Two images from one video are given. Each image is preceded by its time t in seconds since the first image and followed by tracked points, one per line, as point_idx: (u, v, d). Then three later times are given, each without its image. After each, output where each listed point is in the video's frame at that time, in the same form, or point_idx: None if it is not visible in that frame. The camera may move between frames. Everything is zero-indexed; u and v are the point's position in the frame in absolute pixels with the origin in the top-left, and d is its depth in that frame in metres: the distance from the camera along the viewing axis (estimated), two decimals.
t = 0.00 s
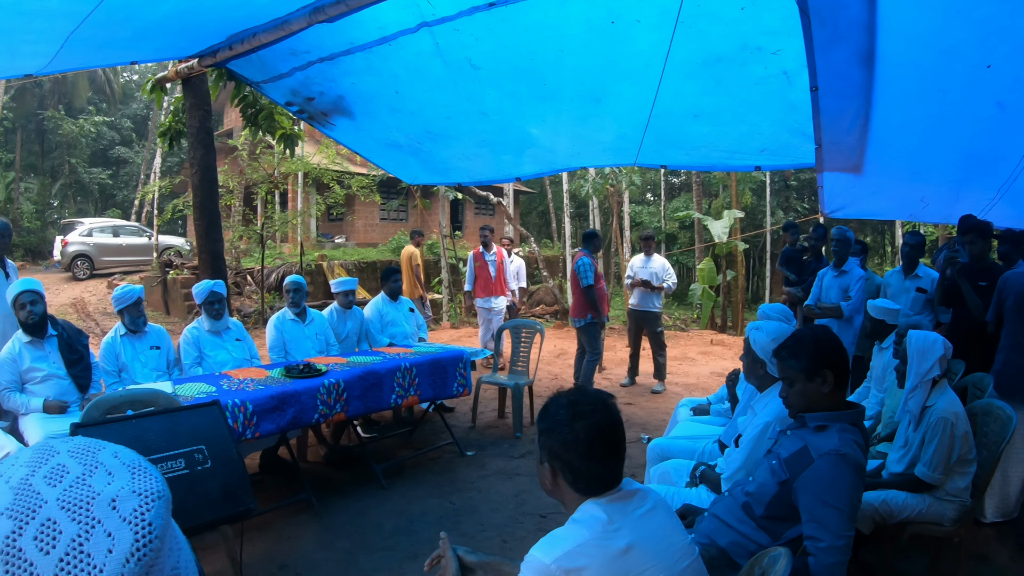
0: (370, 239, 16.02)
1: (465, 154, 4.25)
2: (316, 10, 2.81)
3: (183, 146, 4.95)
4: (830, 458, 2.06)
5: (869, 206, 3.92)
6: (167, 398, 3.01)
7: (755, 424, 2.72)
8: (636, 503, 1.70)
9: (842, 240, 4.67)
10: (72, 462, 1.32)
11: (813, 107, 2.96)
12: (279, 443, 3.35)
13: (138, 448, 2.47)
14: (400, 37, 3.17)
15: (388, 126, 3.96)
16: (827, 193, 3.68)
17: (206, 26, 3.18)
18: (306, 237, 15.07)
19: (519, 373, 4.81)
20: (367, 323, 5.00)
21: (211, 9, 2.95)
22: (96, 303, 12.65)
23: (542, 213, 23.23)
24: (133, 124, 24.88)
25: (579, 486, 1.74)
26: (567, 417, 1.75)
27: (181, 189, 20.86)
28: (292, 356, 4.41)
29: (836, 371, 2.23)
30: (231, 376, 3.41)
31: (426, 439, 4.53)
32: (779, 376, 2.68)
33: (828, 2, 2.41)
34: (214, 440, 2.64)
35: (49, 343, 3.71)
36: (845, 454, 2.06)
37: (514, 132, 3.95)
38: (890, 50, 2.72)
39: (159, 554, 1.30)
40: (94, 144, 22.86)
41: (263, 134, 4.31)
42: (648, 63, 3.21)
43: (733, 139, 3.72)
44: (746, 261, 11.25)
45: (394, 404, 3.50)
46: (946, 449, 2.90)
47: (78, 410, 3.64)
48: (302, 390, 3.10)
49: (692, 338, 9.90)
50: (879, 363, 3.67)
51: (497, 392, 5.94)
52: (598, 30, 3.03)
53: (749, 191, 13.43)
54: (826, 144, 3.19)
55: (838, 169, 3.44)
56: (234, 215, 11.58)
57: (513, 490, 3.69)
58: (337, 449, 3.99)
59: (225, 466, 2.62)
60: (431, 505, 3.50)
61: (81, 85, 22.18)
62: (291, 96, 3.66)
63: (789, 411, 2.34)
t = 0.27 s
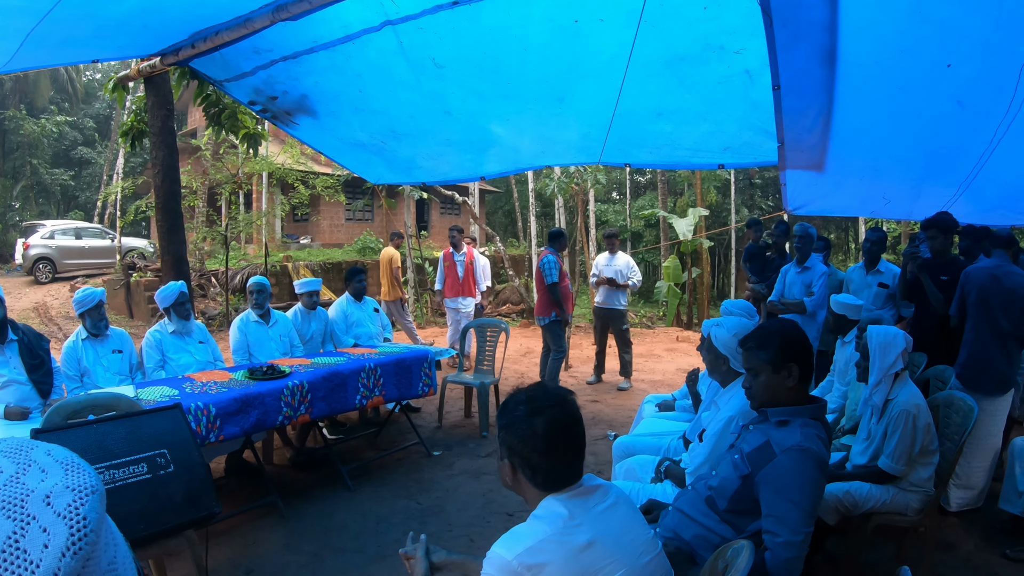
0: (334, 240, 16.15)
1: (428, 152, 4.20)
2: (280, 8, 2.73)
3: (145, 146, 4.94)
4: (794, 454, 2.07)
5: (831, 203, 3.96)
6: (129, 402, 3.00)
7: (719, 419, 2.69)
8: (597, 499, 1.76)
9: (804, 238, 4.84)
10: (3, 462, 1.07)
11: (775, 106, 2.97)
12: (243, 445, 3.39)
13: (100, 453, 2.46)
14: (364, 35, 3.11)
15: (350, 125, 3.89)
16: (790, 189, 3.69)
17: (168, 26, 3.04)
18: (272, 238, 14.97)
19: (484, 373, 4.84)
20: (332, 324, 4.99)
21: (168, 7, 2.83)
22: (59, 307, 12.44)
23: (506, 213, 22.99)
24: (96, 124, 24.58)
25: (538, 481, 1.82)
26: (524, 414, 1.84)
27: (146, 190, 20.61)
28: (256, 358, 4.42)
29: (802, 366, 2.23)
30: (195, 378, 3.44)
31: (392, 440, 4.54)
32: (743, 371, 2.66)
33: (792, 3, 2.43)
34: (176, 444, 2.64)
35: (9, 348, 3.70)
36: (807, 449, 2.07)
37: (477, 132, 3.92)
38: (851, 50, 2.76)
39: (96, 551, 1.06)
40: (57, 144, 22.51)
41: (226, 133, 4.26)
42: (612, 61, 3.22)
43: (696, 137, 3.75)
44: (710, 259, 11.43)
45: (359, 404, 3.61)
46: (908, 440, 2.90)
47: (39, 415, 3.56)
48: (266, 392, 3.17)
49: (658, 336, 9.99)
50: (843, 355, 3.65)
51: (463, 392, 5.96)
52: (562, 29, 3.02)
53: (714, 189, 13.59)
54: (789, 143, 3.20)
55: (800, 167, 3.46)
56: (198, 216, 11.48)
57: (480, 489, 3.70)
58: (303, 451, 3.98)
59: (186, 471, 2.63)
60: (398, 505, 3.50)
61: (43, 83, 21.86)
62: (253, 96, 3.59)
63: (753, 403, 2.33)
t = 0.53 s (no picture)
0: (307, 240, 16.06)
1: (401, 151, 4.18)
2: (252, 6, 2.70)
3: (116, 145, 4.93)
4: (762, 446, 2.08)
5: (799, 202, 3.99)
6: (100, 406, 2.96)
7: (691, 416, 2.69)
8: (567, 498, 1.76)
9: (776, 236, 4.78)
10: None
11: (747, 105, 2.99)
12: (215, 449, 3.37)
13: (71, 457, 2.45)
14: (336, 35, 3.09)
15: (322, 124, 3.85)
16: (761, 189, 3.71)
17: (136, 22, 2.99)
18: (243, 238, 14.85)
19: (457, 373, 4.84)
20: (304, 324, 5.01)
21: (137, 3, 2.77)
22: (28, 309, 12.28)
23: (481, 212, 22.83)
24: (67, 123, 24.31)
25: (504, 481, 1.82)
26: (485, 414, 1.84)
27: (117, 190, 20.40)
28: (228, 360, 4.39)
29: (782, 361, 2.25)
30: (166, 381, 3.42)
31: (365, 440, 4.53)
32: (717, 369, 2.66)
33: (764, 4, 2.47)
34: (145, 449, 2.66)
35: None
36: (773, 442, 2.09)
37: (450, 131, 3.91)
38: (823, 51, 2.78)
39: (50, 553, 1.21)
40: (26, 143, 22.22)
41: (196, 132, 4.19)
42: (584, 60, 3.22)
43: (667, 137, 3.80)
44: (682, 257, 11.54)
45: (331, 405, 3.63)
46: (878, 434, 2.90)
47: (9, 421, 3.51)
48: (237, 394, 3.16)
49: (630, 335, 10.04)
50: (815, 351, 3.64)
51: (437, 392, 5.95)
52: (535, 28, 3.03)
53: (686, 188, 13.68)
54: (760, 142, 3.21)
55: (771, 166, 3.47)
56: (169, 216, 11.41)
57: (453, 490, 3.70)
58: (276, 453, 3.96)
59: (158, 475, 2.65)
60: (372, 507, 3.49)
61: (13, 80, 21.58)
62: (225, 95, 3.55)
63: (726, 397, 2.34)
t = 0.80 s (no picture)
0: (278, 240, 15.97)
1: (372, 151, 4.13)
2: (222, 3, 2.64)
3: (84, 143, 4.93)
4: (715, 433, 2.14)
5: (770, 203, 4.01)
6: (67, 409, 2.92)
7: (662, 415, 2.71)
8: (535, 497, 1.79)
9: (746, 235, 4.82)
10: None
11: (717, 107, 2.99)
12: (186, 452, 3.35)
13: (40, 463, 2.41)
14: (307, 33, 3.06)
15: (293, 123, 3.80)
16: (733, 188, 3.77)
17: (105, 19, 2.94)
18: (213, 239, 14.74)
19: (429, 373, 4.87)
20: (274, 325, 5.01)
21: None
22: None
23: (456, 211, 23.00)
24: (35, 120, 24.05)
25: (471, 481, 1.84)
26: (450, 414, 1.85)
27: (85, 189, 20.16)
28: (197, 362, 4.38)
29: (755, 358, 2.27)
30: (135, 383, 3.39)
31: (337, 442, 4.52)
32: (688, 367, 2.68)
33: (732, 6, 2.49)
34: (115, 452, 2.64)
35: None
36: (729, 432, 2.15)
37: (422, 131, 3.88)
38: (791, 51, 2.80)
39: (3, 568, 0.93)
40: None
41: (167, 131, 4.20)
42: (555, 61, 3.23)
43: (639, 137, 3.83)
44: (653, 256, 11.70)
45: (302, 407, 3.63)
46: (851, 432, 2.87)
47: None
48: (207, 397, 3.14)
49: (601, 335, 10.12)
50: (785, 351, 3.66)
51: (408, 392, 5.97)
52: (507, 28, 3.03)
53: (656, 188, 13.82)
54: (731, 142, 3.22)
55: (742, 166, 3.48)
56: (137, 216, 11.32)
57: (425, 490, 3.71)
58: (248, 456, 3.93)
59: (128, 479, 2.65)
60: (344, 509, 3.49)
61: None
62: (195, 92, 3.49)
63: (697, 394, 2.35)
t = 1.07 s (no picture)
0: (237, 240, 15.89)
1: (332, 151, 4.04)
2: None
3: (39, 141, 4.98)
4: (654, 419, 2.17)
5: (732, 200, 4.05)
6: (21, 414, 2.83)
7: (620, 413, 2.73)
8: (491, 496, 1.78)
9: (704, 233, 5.00)
10: None
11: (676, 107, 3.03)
12: (143, 456, 3.32)
13: None
14: (267, 29, 3.01)
15: (251, 122, 3.71)
16: (691, 186, 3.84)
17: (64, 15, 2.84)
18: (172, 240, 14.60)
19: (389, 373, 4.93)
20: (233, 326, 5.03)
21: None
22: None
23: (419, 211, 23.25)
24: None
25: (426, 480, 1.82)
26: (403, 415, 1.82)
27: (37, 187, 19.79)
28: (154, 364, 4.38)
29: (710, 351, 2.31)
30: (89, 387, 3.34)
31: (297, 444, 4.52)
32: (644, 363, 2.69)
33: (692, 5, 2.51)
34: (70, 457, 2.52)
35: None
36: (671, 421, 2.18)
37: (382, 130, 3.83)
38: (750, 52, 2.82)
39: None
40: None
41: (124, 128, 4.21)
42: (516, 60, 3.24)
43: (599, 138, 3.87)
44: (613, 255, 11.91)
45: (261, 409, 3.64)
46: (811, 429, 2.82)
47: None
48: (164, 399, 3.11)
49: (560, 334, 10.27)
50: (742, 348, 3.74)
51: (367, 394, 5.99)
52: (468, 28, 3.04)
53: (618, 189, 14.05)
54: (689, 142, 3.28)
55: (699, 165, 3.57)
56: (92, 216, 11.22)
57: (386, 491, 3.72)
58: (207, 460, 3.89)
59: (84, 484, 2.54)
60: (305, 511, 3.47)
61: None
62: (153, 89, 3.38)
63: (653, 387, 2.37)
